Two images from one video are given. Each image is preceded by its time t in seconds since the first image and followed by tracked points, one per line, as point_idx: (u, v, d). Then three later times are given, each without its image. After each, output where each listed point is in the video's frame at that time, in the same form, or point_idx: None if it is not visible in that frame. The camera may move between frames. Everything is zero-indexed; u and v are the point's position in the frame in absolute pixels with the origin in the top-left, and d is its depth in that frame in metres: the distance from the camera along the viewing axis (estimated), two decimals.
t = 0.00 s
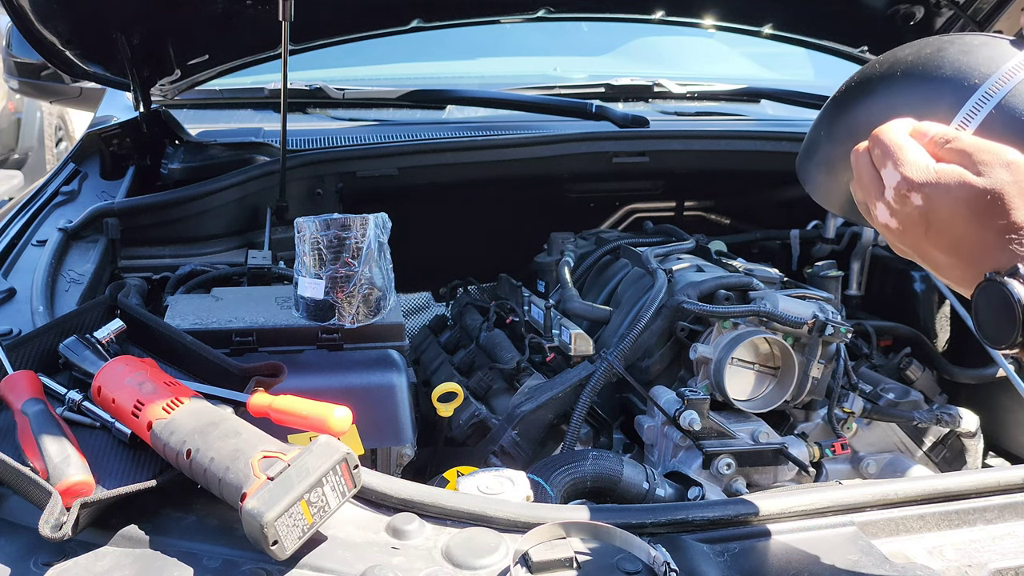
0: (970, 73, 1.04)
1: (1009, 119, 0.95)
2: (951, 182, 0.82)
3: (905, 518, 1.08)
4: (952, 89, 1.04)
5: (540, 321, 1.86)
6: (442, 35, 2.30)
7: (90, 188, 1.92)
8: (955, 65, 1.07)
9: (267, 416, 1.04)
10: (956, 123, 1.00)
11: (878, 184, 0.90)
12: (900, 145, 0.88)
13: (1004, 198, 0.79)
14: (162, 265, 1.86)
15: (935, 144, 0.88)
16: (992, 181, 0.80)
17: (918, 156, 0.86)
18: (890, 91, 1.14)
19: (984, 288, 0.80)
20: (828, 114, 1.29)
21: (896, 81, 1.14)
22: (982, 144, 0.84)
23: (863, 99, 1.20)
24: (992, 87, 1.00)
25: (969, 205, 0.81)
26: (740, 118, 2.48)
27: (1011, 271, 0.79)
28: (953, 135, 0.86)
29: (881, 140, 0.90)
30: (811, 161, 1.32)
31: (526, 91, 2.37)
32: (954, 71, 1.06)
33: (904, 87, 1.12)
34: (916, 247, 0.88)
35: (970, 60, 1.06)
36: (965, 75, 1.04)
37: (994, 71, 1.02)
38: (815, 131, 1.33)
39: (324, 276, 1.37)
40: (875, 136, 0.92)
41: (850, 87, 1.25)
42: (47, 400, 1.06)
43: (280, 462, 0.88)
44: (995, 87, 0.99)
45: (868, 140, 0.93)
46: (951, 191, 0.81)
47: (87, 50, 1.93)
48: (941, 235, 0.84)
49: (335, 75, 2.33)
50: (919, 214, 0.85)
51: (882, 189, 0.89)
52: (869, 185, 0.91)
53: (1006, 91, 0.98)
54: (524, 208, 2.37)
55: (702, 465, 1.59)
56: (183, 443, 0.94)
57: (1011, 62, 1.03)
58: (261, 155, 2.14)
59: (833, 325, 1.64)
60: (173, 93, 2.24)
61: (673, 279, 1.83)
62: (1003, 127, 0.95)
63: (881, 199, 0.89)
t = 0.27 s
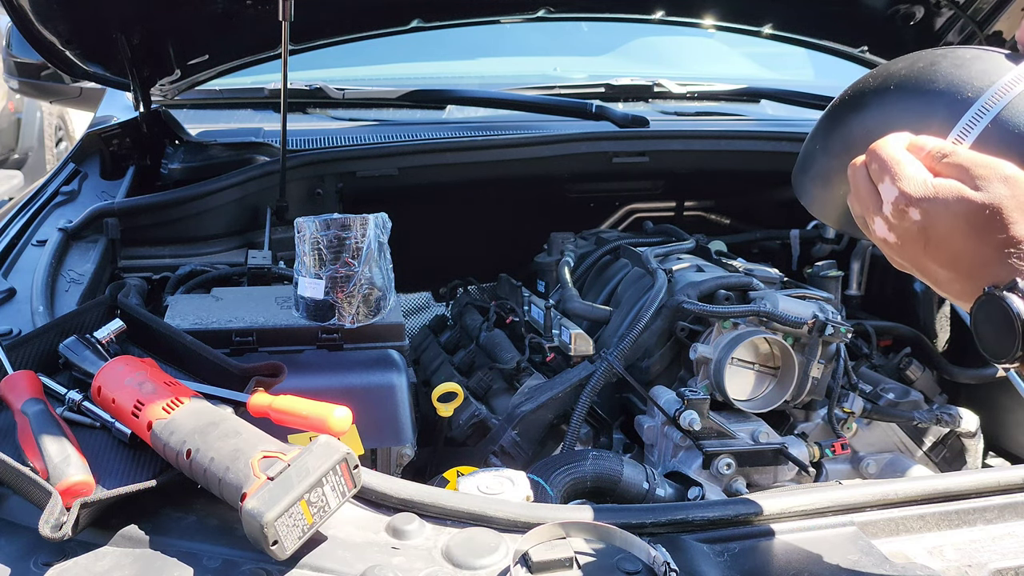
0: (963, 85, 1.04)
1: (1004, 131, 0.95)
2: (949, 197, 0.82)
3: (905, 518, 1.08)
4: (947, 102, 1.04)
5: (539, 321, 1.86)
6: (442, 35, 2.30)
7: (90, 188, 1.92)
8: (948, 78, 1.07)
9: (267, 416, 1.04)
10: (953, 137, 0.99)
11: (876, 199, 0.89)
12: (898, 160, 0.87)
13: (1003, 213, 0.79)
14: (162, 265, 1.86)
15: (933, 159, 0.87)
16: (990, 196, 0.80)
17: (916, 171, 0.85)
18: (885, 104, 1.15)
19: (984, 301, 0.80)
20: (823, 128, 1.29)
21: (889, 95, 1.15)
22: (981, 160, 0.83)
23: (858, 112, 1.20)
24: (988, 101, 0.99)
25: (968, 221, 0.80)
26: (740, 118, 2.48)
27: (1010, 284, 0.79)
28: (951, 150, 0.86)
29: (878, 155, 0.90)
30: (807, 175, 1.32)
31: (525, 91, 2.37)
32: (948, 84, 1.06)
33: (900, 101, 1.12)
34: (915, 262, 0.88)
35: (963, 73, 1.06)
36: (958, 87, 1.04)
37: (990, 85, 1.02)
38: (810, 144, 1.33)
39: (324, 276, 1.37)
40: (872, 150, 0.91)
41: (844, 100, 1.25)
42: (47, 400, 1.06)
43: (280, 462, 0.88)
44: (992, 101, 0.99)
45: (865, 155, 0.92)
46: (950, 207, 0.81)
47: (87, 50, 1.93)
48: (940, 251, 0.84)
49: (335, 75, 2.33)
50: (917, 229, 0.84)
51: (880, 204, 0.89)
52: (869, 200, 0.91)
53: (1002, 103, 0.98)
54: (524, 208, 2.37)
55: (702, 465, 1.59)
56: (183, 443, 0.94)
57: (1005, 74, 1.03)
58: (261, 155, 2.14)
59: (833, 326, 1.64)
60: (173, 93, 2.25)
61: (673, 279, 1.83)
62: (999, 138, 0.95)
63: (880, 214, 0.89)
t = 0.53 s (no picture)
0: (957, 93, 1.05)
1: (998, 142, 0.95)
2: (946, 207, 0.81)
3: (905, 518, 1.08)
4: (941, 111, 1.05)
5: (539, 321, 1.86)
6: (442, 35, 2.30)
7: (90, 188, 1.92)
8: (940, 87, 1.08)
9: (267, 416, 1.04)
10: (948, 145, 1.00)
11: (872, 209, 0.89)
12: (893, 170, 0.87)
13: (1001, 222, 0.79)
14: (162, 265, 1.86)
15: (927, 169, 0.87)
16: (988, 206, 0.79)
17: (913, 182, 0.85)
18: (878, 114, 1.15)
19: (983, 309, 0.80)
20: (816, 137, 1.29)
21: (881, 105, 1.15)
22: (978, 168, 0.83)
23: (851, 122, 1.21)
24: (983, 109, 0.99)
25: (967, 232, 0.80)
26: (740, 118, 2.48)
27: (1008, 293, 0.79)
28: (946, 159, 0.85)
29: (873, 166, 0.89)
30: (802, 184, 1.31)
31: (525, 91, 2.37)
32: (941, 92, 1.07)
33: (893, 110, 1.13)
34: (912, 271, 0.88)
35: (955, 81, 1.07)
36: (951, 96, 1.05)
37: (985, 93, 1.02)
38: (805, 153, 1.33)
39: (324, 276, 1.37)
40: (867, 160, 0.90)
41: (836, 111, 1.26)
42: (47, 400, 1.06)
43: (280, 462, 0.88)
44: (986, 110, 0.99)
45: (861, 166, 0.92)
46: (947, 218, 0.81)
47: (87, 50, 1.93)
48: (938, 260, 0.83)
49: (335, 75, 2.33)
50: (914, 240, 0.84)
51: (876, 215, 0.88)
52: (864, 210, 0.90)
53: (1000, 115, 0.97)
54: (524, 208, 2.37)
55: (702, 465, 1.59)
56: (183, 443, 0.94)
57: (998, 81, 1.03)
58: (261, 155, 2.14)
59: (833, 325, 1.64)
60: (173, 93, 2.25)
61: (673, 279, 1.83)
62: (994, 147, 0.95)
63: (876, 224, 0.88)
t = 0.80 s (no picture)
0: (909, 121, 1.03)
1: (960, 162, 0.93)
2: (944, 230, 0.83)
3: (905, 518, 1.08)
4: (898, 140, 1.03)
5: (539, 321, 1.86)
6: (442, 35, 2.30)
7: (90, 188, 1.92)
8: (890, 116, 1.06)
9: (267, 416, 1.04)
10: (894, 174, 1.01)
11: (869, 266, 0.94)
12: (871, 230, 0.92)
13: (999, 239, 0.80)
14: (162, 265, 1.86)
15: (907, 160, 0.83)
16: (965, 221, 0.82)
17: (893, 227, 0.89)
18: (832, 142, 1.12)
19: (984, 331, 0.81)
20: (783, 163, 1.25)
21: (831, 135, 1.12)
22: (962, 164, 0.81)
23: (808, 151, 1.17)
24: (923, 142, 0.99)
25: (953, 253, 0.83)
26: (740, 118, 2.48)
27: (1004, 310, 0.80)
28: (925, 146, 0.80)
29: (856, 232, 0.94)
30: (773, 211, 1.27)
31: (525, 91, 2.37)
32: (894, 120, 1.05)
33: (846, 137, 1.10)
34: (922, 303, 0.91)
35: (904, 110, 1.04)
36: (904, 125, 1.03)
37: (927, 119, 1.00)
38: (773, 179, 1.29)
39: (324, 276, 1.37)
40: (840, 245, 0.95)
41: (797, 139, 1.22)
42: (47, 400, 1.06)
43: (280, 462, 0.88)
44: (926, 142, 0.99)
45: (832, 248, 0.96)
46: (945, 238, 0.83)
47: (87, 50, 1.93)
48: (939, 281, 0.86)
49: (335, 75, 2.33)
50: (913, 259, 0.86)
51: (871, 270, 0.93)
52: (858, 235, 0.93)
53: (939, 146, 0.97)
54: (524, 208, 2.37)
55: (702, 465, 1.59)
56: (183, 443, 0.94)
57: (941, 107, 1.01)
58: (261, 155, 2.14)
59: (833, 325, 1.65)
60: (173, 93, 2.25)
61: (673, 279, 1.83)
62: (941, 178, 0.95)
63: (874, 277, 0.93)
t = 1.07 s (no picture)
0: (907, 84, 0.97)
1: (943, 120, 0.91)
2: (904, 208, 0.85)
3: (905, 518, 1.08)
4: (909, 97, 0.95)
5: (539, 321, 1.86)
6: (442, 35, 2.30)
7: (90, 188, 1.92)
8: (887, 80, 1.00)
9: (267, 416, 1.04)
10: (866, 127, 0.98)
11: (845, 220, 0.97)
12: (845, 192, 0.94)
13: (951, 238, 0.83)
14: (162, 265, 1.85)
15: (882, 127, 0.84)
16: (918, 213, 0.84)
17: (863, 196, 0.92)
18: (826, 90, 1.09)
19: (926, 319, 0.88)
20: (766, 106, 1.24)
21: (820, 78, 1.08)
22: (930, 144, 0.81)
23: (789, 100, 1.16)
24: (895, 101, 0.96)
25: (902, 239, 0.86)
26: (739, 118, 2.48)
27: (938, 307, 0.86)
28: (900, 117, 0.80)
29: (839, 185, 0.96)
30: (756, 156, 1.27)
31: (526, 91, 2.37)
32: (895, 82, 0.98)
33: (829, 87, 1.09)
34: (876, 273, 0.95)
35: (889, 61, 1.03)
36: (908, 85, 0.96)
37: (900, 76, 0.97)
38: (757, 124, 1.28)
39: (324, 276, 1.37)
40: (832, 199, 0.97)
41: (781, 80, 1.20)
42: (47, 400, 1.06)
43: (280, 462, 0.88)
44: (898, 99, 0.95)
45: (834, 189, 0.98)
46: (896, 225, 0.86)
47: (87, 50, 1.93)
48: (897, 269, 0.89)
49: (335, 75, 2.33)
50: (877, 238, 0.89)
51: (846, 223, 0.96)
52: (833, 207, 0.97)
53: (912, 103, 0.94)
54: (524, 207, 2.37)
55: (702, 465, 1.59)
56: (183, 443, 0.94)
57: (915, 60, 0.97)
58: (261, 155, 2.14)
59: (833, 325, 1.65)
60: (173, 93, 2.24)
61: (673, 279, 1.83)
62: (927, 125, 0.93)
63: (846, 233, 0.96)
